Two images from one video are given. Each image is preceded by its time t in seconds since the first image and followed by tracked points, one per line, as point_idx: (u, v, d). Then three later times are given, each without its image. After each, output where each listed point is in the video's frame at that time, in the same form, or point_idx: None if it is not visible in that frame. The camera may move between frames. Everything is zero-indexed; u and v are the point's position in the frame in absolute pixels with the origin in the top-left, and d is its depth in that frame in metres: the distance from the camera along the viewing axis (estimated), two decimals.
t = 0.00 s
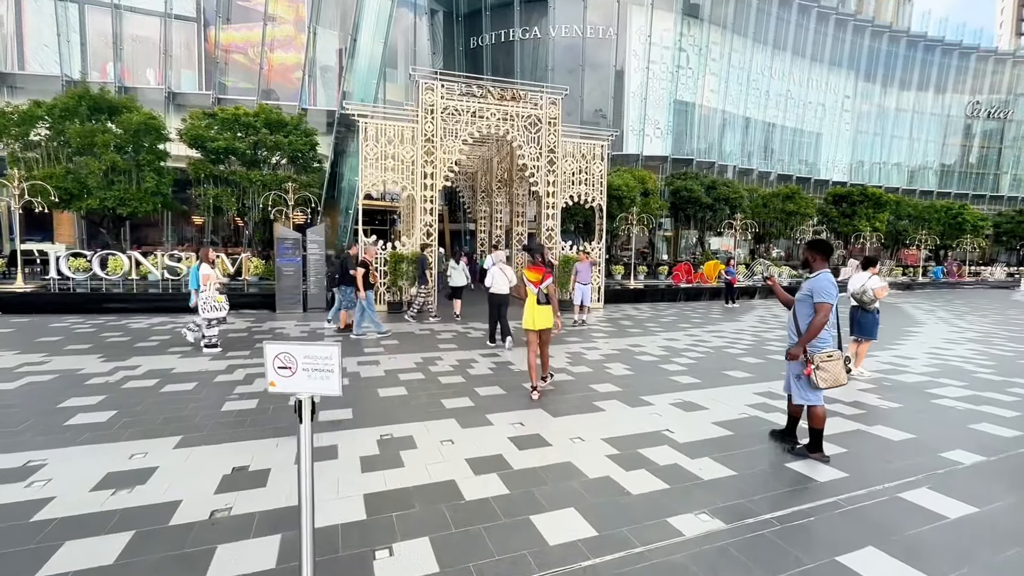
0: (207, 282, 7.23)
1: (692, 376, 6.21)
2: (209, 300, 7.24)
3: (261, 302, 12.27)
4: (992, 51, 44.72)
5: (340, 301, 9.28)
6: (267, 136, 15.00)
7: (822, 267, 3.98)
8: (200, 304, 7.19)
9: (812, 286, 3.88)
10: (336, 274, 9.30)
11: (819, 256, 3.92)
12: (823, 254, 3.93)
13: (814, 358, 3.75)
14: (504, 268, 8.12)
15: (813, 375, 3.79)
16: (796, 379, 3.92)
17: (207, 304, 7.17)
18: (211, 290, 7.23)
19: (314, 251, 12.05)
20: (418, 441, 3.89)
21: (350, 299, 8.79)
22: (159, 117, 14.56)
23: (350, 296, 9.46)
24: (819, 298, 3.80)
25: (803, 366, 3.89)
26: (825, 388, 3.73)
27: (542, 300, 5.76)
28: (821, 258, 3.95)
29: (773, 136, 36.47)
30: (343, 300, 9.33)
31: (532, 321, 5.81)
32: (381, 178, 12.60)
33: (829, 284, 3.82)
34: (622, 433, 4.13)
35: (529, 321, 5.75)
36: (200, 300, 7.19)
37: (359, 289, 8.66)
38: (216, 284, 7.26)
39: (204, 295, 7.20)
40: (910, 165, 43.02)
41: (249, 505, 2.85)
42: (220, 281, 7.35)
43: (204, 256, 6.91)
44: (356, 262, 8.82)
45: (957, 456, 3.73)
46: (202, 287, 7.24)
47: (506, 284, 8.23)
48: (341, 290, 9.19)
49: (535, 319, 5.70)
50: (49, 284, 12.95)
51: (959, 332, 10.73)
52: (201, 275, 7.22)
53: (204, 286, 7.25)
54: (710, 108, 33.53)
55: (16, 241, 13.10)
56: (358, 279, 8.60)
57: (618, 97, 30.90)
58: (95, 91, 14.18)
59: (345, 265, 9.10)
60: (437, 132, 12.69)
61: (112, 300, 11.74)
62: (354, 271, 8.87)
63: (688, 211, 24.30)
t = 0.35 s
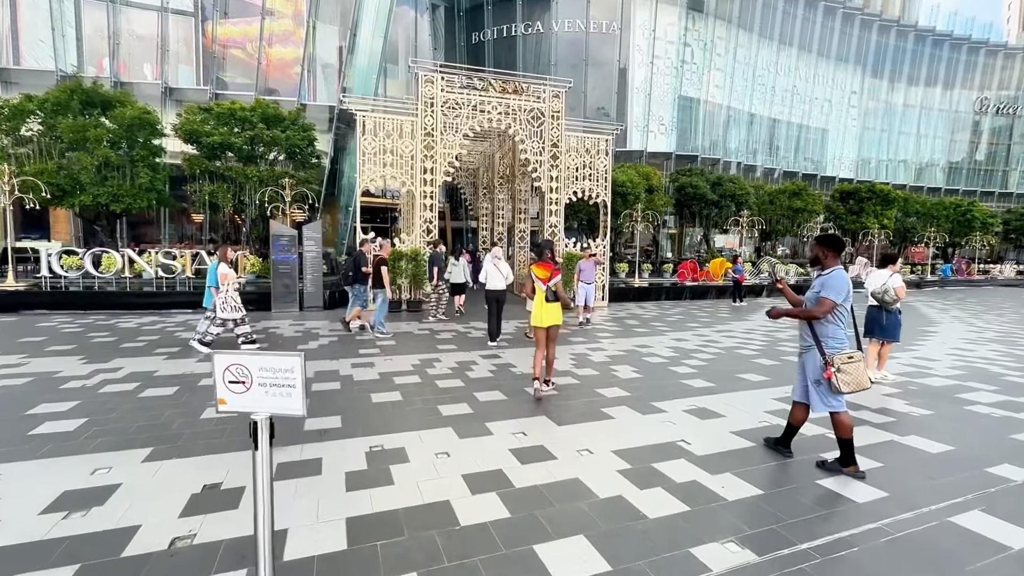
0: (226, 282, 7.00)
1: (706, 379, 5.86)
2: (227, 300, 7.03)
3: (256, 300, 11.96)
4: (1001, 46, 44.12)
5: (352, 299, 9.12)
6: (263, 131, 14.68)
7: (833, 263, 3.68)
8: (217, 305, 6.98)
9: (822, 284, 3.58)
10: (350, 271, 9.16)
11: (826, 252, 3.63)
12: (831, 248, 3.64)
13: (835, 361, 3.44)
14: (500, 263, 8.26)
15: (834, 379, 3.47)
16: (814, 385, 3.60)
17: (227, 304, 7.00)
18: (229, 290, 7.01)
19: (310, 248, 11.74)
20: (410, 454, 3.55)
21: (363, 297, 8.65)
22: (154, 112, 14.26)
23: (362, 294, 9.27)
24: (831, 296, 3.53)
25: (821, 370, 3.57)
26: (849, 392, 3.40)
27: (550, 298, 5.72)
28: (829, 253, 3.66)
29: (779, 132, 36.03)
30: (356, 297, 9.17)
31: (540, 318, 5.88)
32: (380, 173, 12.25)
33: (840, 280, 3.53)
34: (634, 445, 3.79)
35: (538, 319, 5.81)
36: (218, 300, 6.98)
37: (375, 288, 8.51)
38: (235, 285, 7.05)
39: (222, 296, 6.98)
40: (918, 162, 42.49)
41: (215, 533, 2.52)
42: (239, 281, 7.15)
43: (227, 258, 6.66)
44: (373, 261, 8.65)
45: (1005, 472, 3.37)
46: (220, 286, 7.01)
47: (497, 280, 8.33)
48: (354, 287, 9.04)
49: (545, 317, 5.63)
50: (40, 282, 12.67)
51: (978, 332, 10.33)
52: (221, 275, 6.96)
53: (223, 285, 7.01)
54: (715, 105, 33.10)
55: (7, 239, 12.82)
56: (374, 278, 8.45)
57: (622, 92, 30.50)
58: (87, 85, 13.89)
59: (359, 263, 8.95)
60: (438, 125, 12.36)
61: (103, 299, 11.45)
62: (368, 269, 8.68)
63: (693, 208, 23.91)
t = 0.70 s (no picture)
0: (240, 279, 6.91)
1: (720, 387, 5.47)
2: (246, 297, 6.97)
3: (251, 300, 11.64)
4: (1012, 40, 43.35)
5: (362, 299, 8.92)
6: (260, 126, 14.31)
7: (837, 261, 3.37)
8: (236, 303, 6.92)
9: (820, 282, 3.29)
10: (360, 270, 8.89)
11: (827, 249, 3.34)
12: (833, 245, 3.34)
13: (834, 366, 3.13)
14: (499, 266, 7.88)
15: (833, 385, 3.16)
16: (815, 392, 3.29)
17: (245, 301, 6.93)
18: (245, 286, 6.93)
19: (306, 246, 11.40)
20: (399, 476, 3.20)
21: (376, 297, 8.45)
22: (148, 107, 13.93)
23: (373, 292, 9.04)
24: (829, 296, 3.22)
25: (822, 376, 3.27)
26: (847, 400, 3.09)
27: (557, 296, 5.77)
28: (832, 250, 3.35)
29: (785, 128, 35.49)
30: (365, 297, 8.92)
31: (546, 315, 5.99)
32: (378, 168, 11.86)
33: (840, 278, 3.23)
34: (646, 464, 3.43)
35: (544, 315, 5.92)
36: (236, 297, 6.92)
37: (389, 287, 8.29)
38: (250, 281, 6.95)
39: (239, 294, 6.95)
40: (927, 158, 41.84)
41: None
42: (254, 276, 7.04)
43: (238, 256, 6.52)
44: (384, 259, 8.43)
45: None
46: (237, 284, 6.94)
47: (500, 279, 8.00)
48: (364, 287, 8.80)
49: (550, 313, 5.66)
50: (31, 281, 12.38)
51: (1001, 333, 9.89)
52: (235, 273, 6.86)
53: (239, 283, 6.94)
54: (721, 100, 32.57)
55: None
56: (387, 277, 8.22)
57: (626, 88, 30.01)
58: (79, 79, 13.56)
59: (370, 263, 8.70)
60: (438, 119, 11.99)
61: (94, 298, 11.14)
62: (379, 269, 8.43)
63: (699, 205, 23.46)
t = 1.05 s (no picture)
0: (266, 278, 6.67)
1: (740, 393, 5.11)
2: (270, 297, 6.69)
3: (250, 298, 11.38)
4: None
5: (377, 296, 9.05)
6: (258, 120, 14.00)
7: (857, 259, 3.11)
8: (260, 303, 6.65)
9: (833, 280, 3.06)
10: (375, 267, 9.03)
11: (846, 245, 3.09)
12: (853, 241, 3.08)
13: (837, 370, 2.93)
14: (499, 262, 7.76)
15: (835, 390, 2.97)
16: (817, 395, 3.10)
17: (269, 301, 6.65)
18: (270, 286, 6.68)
19: (304, 243, 11.08)
20: (393, 498, 2.89)
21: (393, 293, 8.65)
22: (144, 100, 13.64)
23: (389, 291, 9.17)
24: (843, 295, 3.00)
25: (826, 379, 3.07)
26: (849, 407, 2.90)
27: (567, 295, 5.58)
28: (852, 247, 3.10)
29: (794, 123, 34.96)
30: (381, 293, 9.11)
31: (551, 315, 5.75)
32: (378, 163, 11.51)
33: (857, 277, 2.99)
34: (666, 484, 3.10)
35: (548, 315, 5.69)
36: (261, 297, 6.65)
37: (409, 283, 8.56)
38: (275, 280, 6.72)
39: (263, 293, 6.66)
40: (937, 154, 41.17)
41: None
42: (279, 277, 6.83)
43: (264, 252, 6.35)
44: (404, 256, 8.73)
45: None
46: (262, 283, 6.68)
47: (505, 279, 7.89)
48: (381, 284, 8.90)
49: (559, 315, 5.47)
50: (26, 279, 12.13)
51: None
52: (260, 272, 6.64)
53: (264, 282, 6.71)
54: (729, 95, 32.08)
55: None
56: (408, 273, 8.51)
57: (632, 82, 29.54)
58: (74, 72, 13.28)
59: (388, 260, 8.91)
60: (439, 112, 11.65)
61: (88, 297, 10.88)
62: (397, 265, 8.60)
63: (707, 201, 23.02)
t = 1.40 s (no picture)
0: (288, 278, 6.51)
1: (766, 403, 4.73)
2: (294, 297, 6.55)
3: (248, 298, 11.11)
4: None
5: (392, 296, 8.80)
6: (256, 114, 13.65)
7: (875, 265, 2.82)
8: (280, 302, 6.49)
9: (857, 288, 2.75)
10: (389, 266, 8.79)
11: (865, 246, 2.80)
12: (877, 245, 2.76)
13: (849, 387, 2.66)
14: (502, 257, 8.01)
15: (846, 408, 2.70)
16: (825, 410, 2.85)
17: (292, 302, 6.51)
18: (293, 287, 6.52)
19: (302, 241, 10.72)
20: (387, 533, 2.53)
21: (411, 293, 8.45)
22: (139, 94, 13.32)
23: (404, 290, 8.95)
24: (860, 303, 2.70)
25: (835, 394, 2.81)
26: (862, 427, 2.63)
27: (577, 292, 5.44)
28: (873, 251, 2.78)
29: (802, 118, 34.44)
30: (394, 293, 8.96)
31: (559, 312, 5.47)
32: (378, 158, 11.15)
33: (878, 287, 2.69)
34: (697, 515, 2.73)
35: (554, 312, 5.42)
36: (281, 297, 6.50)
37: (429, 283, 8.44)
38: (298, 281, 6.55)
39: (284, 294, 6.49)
40: (948, 149, 40.53)
41: None
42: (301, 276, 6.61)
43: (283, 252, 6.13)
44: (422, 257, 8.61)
45: None
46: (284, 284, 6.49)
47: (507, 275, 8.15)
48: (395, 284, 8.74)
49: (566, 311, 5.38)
50: (19, 277, 11.85)
51: None
52: (283, 272, 6.49)
53: (286, 283, 6.53)
54: (736, 90, 31.56)
55: None
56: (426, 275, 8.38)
57: (638, 76, 29.04)
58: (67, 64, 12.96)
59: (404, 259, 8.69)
60: (442, 105, 11.26)
61: (80, 296, 10.59)
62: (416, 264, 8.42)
63: (715, 197, 22.58)
